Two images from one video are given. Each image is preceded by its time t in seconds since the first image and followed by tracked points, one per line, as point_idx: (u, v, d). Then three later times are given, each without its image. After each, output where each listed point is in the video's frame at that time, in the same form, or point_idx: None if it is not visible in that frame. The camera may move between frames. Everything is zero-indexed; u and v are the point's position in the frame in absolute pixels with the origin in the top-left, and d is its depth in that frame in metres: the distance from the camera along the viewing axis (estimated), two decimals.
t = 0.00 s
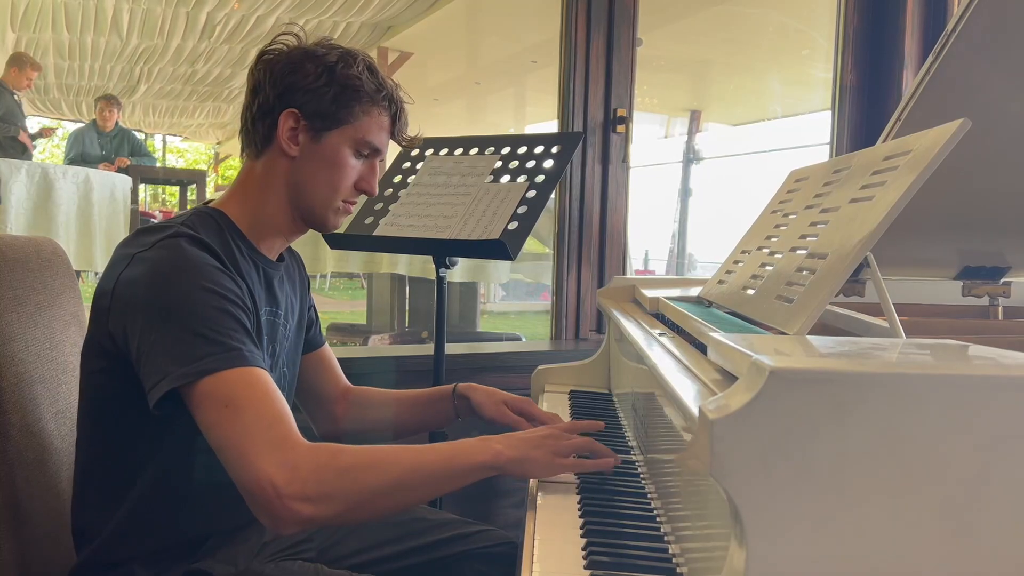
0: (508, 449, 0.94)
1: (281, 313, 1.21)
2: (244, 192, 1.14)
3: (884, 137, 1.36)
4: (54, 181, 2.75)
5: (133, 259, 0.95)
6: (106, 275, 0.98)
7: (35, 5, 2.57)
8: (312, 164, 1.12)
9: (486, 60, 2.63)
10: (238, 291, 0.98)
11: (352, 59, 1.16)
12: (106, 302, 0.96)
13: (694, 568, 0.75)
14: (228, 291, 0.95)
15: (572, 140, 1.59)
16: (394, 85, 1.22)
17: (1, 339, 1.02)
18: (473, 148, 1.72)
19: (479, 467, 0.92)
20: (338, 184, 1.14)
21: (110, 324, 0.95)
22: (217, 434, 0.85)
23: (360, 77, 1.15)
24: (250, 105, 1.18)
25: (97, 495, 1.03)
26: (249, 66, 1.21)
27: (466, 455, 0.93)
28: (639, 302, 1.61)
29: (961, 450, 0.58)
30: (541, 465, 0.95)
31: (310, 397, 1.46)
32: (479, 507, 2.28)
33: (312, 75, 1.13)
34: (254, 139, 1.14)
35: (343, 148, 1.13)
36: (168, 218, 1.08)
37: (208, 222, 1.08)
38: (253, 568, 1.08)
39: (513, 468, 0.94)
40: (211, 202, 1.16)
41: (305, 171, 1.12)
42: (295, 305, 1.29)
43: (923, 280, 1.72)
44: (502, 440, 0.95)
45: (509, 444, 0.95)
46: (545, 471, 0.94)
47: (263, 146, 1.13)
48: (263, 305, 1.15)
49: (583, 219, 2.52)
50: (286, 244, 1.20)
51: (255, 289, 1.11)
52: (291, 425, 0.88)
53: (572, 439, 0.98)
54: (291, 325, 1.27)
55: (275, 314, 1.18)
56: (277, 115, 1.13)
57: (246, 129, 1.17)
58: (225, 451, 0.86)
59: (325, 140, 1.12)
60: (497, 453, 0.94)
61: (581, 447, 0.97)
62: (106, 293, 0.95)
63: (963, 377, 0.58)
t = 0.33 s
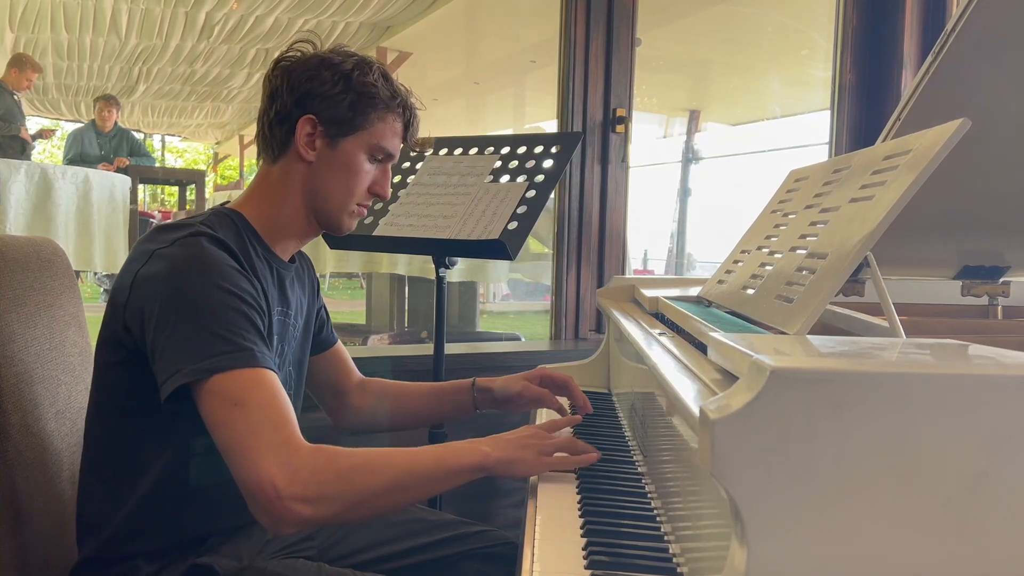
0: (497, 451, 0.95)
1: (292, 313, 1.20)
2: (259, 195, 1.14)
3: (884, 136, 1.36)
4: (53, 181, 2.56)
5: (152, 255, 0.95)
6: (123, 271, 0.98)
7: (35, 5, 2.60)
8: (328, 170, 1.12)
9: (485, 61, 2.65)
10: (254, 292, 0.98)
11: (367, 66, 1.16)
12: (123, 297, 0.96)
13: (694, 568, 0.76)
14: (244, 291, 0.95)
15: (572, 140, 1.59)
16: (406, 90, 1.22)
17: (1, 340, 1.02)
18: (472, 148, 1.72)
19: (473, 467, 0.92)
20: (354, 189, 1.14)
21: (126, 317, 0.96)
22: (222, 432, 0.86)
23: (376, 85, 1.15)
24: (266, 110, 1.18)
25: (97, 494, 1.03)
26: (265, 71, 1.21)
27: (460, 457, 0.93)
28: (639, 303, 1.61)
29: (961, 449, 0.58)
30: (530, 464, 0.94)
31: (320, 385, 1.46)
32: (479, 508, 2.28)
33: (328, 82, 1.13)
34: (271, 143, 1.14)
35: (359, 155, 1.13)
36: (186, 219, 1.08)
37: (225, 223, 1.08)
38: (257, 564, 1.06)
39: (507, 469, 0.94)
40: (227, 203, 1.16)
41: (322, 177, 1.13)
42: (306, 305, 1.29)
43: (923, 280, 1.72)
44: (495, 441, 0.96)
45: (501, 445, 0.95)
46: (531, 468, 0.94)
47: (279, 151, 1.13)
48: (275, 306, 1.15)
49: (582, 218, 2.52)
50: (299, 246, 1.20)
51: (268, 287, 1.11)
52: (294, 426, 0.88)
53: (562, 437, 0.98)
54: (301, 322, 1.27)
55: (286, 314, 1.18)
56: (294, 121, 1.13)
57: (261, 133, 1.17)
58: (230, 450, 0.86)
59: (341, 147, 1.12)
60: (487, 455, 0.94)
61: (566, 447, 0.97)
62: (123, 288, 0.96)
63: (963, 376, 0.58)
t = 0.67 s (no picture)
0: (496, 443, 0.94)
1: (299, 310, 1.20)
2: (264, 198, 1.14)
3: (883, 137, 1.36)
4: (53, 181, 2.49)
5: (163, 251, 0.96)
6: (134, 266, 0.99)
7: (34, 5, 2.61)
8: (334, 173, 1.13)
9: (484, 61, 2.66)
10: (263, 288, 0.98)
11: (367, 68, 1.16)
12: (135, 292, 0.98)
13: (694, 568, 0.75)
14: (253, 288, 0.95)
15: (571, 140, 1.59)
16: (404, 91, 1.22)
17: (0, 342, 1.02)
18: (471, 148, 1.72)
19: (470, 460, 0.93)
20: (358, 191, 1.15)
21: (139, 311, 0.97)
22: (232, 426, 0.87)
23: (376, 87, 1.15)
24: (269, 113, 1.17)
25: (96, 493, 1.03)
26: (266, 73, 1.20)
27: (458, 451, 0.93)
28: (638, 303, 1.61)
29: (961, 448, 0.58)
30: (528, 456, 0.94)
31: (341, 368, 1.47)
32: (478, 509, 2.28)
33: (331, 86, 1.13)
34: (274, 146, 1.14)
35: (363, 156, 1.14)
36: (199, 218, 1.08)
37: (235, 220, 1.08)
38: (259, 559, 1.07)
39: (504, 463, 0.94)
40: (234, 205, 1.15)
41: (327, 179, 1.13)
42: (313, 303, 1.29)
43: (923, 280, 1.72)
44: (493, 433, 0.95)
45: (498, 437, 0.95)
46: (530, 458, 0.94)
47: (284, 155, 1.13)
48: (284, 304, 1.14)
49: (581, 218, 2.52)
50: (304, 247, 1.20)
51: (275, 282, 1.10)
52: (300, 422, 0.88)
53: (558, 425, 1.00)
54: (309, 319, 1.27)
55: (294, 311, 1.18)
56: (298, 126, 1.13)
57: (265, 136, 1.17)
58: (240, 444, 0.87)
59: (345, 149, 1.13)
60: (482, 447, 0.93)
61: (564, 434, 0.99)
62: (135, 283, 0.97)
63: (963, 378, 0.58)
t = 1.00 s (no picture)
0: (515, 418, 0.96)
1: (295, 302, 1.20)
2: (249, 195, 1.14)
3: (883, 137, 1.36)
4: (53, 182, 2.47)
5: (154, 246, 0.98)
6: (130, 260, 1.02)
7: (34, 6, 2.63)
8: (315, 165, 1.13)
9: (485, 61, 2.66)
10: (254, 278, 1.00)
11: (343, 61, 1.17)
12: (130, 285, 1.00)
13: (694, 568, 0.76)
14: (246, 279, 0.98)
15: (572, 140, 1.59)
16: (384, 82, 1.22)
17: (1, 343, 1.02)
18: (472, 148, 1.72)
19: (486, 433, 0.95)
20: (340, 181, 1.15)
21: (136, 303, 0.99)
22: (251, 413, 0.91)
23: (352, 79, 1.16)
24: (251, 112, 1.19)
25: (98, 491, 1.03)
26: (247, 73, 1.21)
27: (465, 426, 0.95)
28: (638, 303, 1.61)
29: (964, 448, 0.58)
30: (538, 433, 0.95)
31: (339, 365, 1.48)
32: (478, 509, 2.28)
33: (307, 81, 1.14)
34: (258, 144, 1.15)
35: (342, 147, 1.15)
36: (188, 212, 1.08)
37: (225, 215, 1.08)
38: (263, 557, 1.06)
39: (521, 434, 0.96)
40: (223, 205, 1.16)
41: (309, 172, 1.13)
42: (307, 298, 1.28)
43: (923, 281, 1.72)
44: (509, 407, 0.97)
45: (513, 413, 0.97)
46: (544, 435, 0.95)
47: (267, 152, 1.14)
48: (276, 296, 1.14)
49: (581, 218, 2.52)
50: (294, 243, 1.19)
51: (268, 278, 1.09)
52: (316, 403, 0.92)
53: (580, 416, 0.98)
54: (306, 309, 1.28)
55: (289, 304, 1.18)
56: (278, 121, 1.14)
57: (249, 135, 1.18)
58: (262, 429, 0.91)
59: (325, 141, 1.13)
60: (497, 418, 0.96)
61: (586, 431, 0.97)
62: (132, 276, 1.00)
63: (967, 378, 0.58)
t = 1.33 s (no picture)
0: (537, 414, 1.01)
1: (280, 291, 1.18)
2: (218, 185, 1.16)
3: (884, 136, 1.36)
4: (53, 183, 2.46)
5: (137, 244, 0.99)
6: (114, 262, 1.02)
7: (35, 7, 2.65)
8: (274, 148, 1.14)
9: (484, 61, 2.66)
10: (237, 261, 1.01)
11: (297, 40, 1.16)
12: (119, 287, 1.00)
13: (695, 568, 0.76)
14: (231, 264, 0.99)
15: (572, 140, 1.59)
16: (348, 58, 1.21)
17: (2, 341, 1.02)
18: (473, 148, 1.72)
19: (509, 424, 1.00)
20: (303, 161, 1.14)
21: (129, 304, 1.00)
22: (271, 391, 0.95)
23: (303, 56, 1.14)
24: (220, 103, 1.22)
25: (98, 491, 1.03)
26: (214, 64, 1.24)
27: (486, 413, 1.00)
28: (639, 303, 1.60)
29: (966, 447, 0.58)
30: (565, 437, 0.99)
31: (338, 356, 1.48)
32: (479, 509, 2.28)
33: (261, 63, 1.15)
34: (227, 135, 1.18)
35: (302, 128, 1.14)
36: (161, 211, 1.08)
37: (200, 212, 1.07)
38: (267, 552, 1.04)
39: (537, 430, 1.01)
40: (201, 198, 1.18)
41: (267, 156, 1.14)
42: (290, 286, 1.27)
43: (923, 281, 1.72)
44: (531, 403, 1.02)
45: (534, 408, 1.02)
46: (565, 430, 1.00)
47: (233, 140, 1.17)
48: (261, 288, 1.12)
49: (582, 218, 2.52)
50: (275, 229, 1.19)
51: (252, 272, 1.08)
52: (330, 374, 0.96)
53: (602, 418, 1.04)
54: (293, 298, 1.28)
55: (274, 294, 1.16)
56: (236, 108, 1.16)
57: (218, 127, 1.21)
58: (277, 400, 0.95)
59: (283, 124, 1.14)
60: (517, 413, 1.01)
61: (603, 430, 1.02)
62: (121, 282, 1.00)
63: (968, 377, 0.58)
